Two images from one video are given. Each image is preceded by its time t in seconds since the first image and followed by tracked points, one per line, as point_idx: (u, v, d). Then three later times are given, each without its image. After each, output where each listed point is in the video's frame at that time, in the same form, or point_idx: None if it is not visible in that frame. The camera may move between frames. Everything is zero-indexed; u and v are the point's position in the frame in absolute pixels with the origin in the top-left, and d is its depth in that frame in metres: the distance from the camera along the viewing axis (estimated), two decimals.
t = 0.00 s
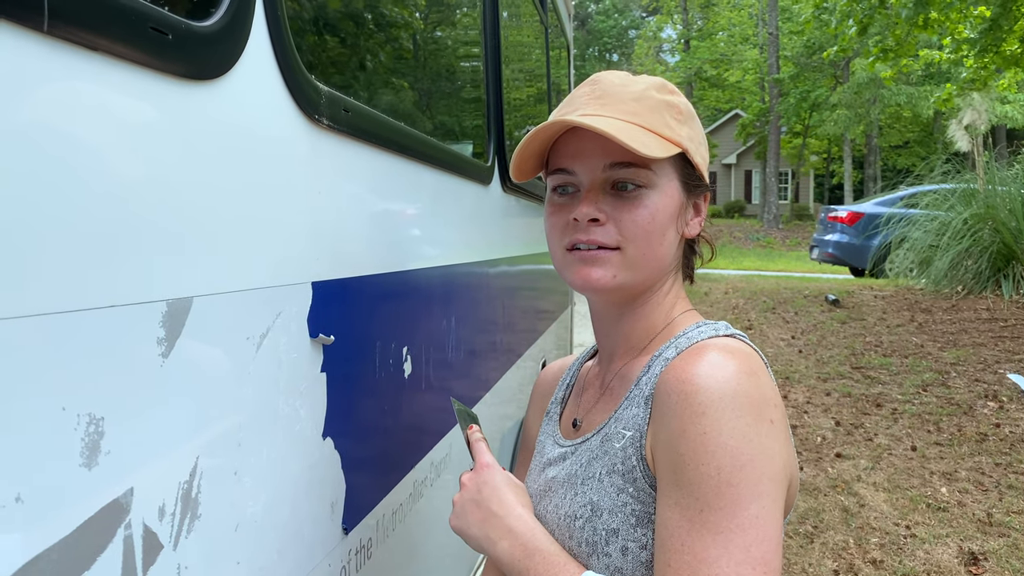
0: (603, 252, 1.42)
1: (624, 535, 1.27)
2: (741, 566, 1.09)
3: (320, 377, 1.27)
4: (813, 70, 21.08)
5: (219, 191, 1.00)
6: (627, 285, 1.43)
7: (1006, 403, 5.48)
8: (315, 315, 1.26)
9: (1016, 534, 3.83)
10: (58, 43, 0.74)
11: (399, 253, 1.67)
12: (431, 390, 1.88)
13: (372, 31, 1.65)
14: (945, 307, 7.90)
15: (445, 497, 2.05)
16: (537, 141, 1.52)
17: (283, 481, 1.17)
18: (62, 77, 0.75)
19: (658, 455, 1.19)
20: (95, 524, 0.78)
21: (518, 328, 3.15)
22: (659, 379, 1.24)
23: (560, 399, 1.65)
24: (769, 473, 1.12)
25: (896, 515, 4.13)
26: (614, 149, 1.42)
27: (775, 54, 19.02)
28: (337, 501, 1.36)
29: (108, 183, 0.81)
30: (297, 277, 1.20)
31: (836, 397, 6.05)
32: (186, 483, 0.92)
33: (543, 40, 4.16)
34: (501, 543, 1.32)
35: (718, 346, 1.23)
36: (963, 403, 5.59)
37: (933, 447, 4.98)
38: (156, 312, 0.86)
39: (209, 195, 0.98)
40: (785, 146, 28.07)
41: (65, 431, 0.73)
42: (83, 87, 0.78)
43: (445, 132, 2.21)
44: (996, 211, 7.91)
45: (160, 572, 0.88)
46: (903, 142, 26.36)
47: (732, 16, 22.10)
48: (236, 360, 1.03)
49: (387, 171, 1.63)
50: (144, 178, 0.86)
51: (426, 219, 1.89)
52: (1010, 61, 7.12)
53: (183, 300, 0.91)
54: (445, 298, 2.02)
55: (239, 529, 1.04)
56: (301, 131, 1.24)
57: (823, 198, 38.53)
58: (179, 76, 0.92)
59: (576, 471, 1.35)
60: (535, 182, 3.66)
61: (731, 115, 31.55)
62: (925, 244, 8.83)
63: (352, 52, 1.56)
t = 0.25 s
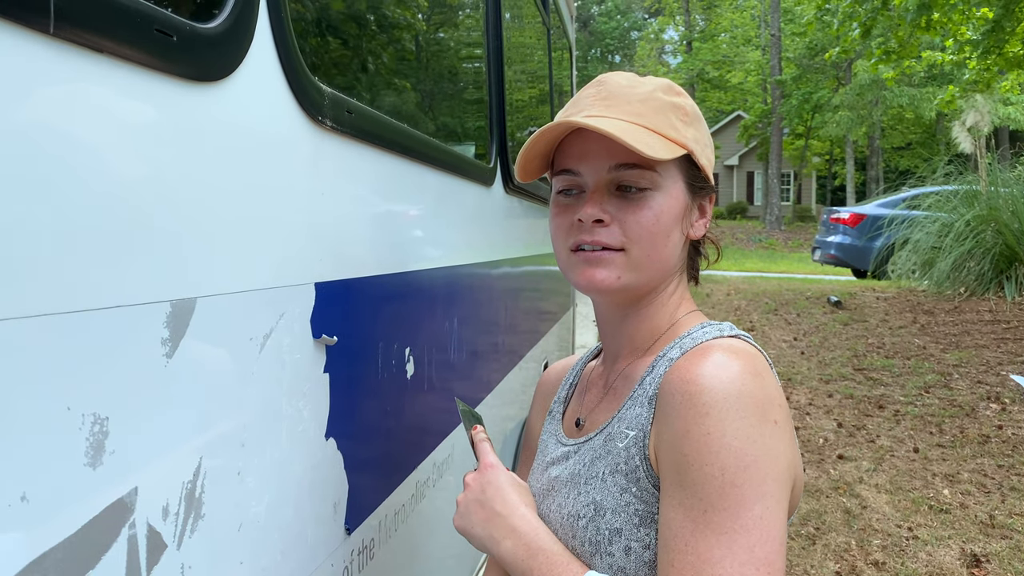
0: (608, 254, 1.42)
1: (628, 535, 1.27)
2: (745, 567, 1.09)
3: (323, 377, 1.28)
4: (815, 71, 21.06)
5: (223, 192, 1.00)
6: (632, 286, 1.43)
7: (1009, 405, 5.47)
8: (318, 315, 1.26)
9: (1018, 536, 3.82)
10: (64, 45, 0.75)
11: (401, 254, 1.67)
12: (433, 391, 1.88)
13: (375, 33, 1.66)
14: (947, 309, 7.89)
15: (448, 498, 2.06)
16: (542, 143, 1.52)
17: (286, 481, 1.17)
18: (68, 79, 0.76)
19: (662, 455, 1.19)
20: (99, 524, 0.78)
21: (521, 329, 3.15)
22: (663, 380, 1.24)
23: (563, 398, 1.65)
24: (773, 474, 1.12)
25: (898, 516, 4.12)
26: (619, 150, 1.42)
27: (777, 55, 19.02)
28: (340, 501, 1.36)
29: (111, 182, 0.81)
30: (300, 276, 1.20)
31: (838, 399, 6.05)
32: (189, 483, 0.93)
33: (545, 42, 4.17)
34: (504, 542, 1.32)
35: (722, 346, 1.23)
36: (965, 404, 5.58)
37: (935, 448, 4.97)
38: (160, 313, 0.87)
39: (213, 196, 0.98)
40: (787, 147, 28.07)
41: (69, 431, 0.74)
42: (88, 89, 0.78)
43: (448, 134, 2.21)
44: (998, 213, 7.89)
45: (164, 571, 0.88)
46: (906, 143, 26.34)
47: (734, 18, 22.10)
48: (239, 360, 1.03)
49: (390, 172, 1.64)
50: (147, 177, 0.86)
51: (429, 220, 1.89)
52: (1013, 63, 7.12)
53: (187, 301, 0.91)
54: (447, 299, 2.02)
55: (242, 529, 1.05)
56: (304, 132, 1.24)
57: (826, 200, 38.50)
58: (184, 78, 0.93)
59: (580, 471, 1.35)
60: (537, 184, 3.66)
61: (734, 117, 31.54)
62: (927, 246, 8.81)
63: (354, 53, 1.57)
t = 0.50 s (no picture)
0: (609, 255, 1.42)
1: (628, 535, 1.27)
2: (745, 568, 1.09)
3: (323, 378, 1.28)
4: (817, 73, 21.04)
5: (223, 192, 1.00)
6: (633, 287, 1.43)
7: (1011, 406, 5.47)
8: (318, 315, 1.26)
9: (1020, 538, 3.81)
10: (63, 44, 0.75)
11: (402, 255, 1.67)
12: (434, 392, 1.88)
13: (377, 34, 1.66)
14: (949, 310, 7.88)
15: (448, 498, 2.06)
16: (543, 144, 1.52)
17: (286, 481, 1.17)
18: (67, 78, 0.76)
19: (662, 456, 1.19)
20: (97, 524, 0.78)
21: (522, 330, 3.15)
22: (664, 381, 1.24)
23: (563, 399, 1.65)
24: (773, 475, 1.12)
25: (899, 518, 4.11)
26: (620, 150, 1.42)
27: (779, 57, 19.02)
28: (340, 501, 1.36)
29: (110, 181, 0.81)
30: (300, 276, 1.20)
31: (839, 400, 6.04)
32: (188, 483, 0.93)
33: (547, 43, 4.17)
34: (503, 542, 1.32)
35: (722, 347, 1.23)
36: (967, 406, 5.57)
37: (936, 450, 4.97)
38: (159, 312, 0.87)
39: (212, 196, 0.98)
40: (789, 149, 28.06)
41: (68, 430, 0.74)
42: (87, 89, 0.78)
43: (449, 135, 2.21)
44: (1000, 214, 7.89)
45: (163, 571, 0.88)
46: (908, 145, 26.33)
47: (736, 19, 22.09)
48: (239, 359, 1.03)
49: (390, 173, 1.64)
50: (146, 176, 0.86)
51: (430, 221, 1.89)
52: (1015, 64, 7.12)
53: (187, 301, 0.91)
54: (448, 300, 2.02)
55: (241, 529, 1.05)
56: (304, 132, 1.24)
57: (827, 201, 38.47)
58: (183, 78, 0.93)
59: (579, 471, 1.35)
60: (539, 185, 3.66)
61: (735, 118, 31.53)
62: (929, 247, 8.80)
63: (356, 54, 1.57)
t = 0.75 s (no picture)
0: (607, 255, 1.42)
1: (627, 540, 1.26)
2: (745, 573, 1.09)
3: (322, 380, 1.28)
4: (819, 74, 21.03)
5: (221, 195, 1.00)
6: (632, 289, 1.43)
7: (1012, 408, 5.46)
8: (317, 317, 1.26)
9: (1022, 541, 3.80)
10: (61, 46, 0.75)
11: (402, 256, 1.67)
12: (434, 393, 1.88)
13: (378, 36, 1.66)
14: (950, 312, 7.87)
15: (448, 500, 2.05)
16: (542, 142, 1.52)
17: (285, 483, 1.17)
18: (65, 80, 0.76)
19: (662, 460, 1.18)
20: (95, 524, 0.78)
21: (522, 331, 3.15)
22: (663, 384, 1.24)
23: (563, 401, 1.65)
24: (774, 480, 1.12)
25: (900, 520, 4.11)
26: (618, 151, 1.42)
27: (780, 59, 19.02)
28: (339, 504, 1.36)
29: (107, 182, 0.80)
30: (299, 279, 1.20)
31: (840, 402, 6.04)
32: (186, 485, 0.93)
33: (548, 44, 4.17)
34: (502, 546, 1.32)
35: (722, 351, 1.23)
36: (968, 408, 5.56)
37: (938, 452, 4.96)
38: (158, 314, 0.87)
39: (211, 197, 0.98)
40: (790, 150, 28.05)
41: (65, 432, 0.74)
42: (85, 90, 0.78)
43: (450, 136, 2.21)
44: (1002, 216, 7.89)
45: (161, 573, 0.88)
46: (909, 147, 26.33)
47: (737, 21, 22.09)
48: (238, 362, 1.03)
49: (390, 174, 1.63)
50: (144, 179, 0.86)
51: (430, 222, 1.89)
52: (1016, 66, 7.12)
53: (185, 302, 0.91)
54: (448, 302, 2.02)
55: (240, 531, 1.04)
56: (304, 134, 1.24)
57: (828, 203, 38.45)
58: (181, 79, 0.93)
59: (578, 475, 1.35)
60: (539, 186, 3.66)
61: (737, 120, 31.53)
62: (931, 249, 8.80)
63: (357, 55, 1.57)
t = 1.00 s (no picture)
0: (614, 253, 1.42)
1: (629, 545, 1.26)
2: None
3: (323, 382, 1.28)
4: (820, 76, 21.04)
5: (224, 199, 1.00)
6: (636, 289, 1.43)
7: (1013, 410, 5.46)
8: (319, 320, 1.26)
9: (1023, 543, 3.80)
10: (65, 50, 0.75)
11: (404, 258, 1.67)
12: (435, 395, 1.88)
13: (379, 38, 1.66)
14: (951, 314, 7.87)
15: (449, 503, 2.05)
16: (548, 139, 1.52)
17: (287, 485, 1.17)
18: (68, 84, 0.76)
19: (665, 464, 1.18)
20: (99, 527, 0.78)
21: (523, 333, 3.15)
22: (667, 387, 1.24)
23: (564, 403, 1.65)
24: (776, 486, 1.12)
25: (901, 522, 4.10)
26: (628, 150, 1.42)
27: (780, 60, 19.02)
28: (340, 506, 1.36)
29: (109, 185, 0.81)
30: (301, 283, 1.20)
31: (841, 404, 6.03)
32: (189, 489, 0.93)
33: (549, 46, 4.17)
34: (504, 551, 1.32)
35: (726, 355, 1.23)
36: (969, 410, 5.56)
37: (938, 454, 4.96)
38: (161, 317, 0.87)
39: (213, 200, 0.98)
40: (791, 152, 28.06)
41: (68, 435, 0.74)
42: (87, 93, 0.78)
43: (451, 138, 2.21)
44: (1003, 218, 7.89)
45: None
46: (910, 149, 26.34)
47: (738, 23, 22.10)
48: (240, 365, 1.03)
49: (392, 176, 1.63)
50: (147, 182, 0.86)
51: (431, 224, 1.89)
52: (1017, 68, 7.12)
53: (188, 306, 0.92)
54: (449, 304, 2.02)
55: (242, 534, 1.04)
56: (307, 137, 1.24)
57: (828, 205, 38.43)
58: (185, 83, 0.93)
59: (580, 479, 1.35)
60: (540, 188, 3.66)
61: (737, 122, 31.54)
62: (932, 251, 8.80)
63: (358, 58, 1.57)
